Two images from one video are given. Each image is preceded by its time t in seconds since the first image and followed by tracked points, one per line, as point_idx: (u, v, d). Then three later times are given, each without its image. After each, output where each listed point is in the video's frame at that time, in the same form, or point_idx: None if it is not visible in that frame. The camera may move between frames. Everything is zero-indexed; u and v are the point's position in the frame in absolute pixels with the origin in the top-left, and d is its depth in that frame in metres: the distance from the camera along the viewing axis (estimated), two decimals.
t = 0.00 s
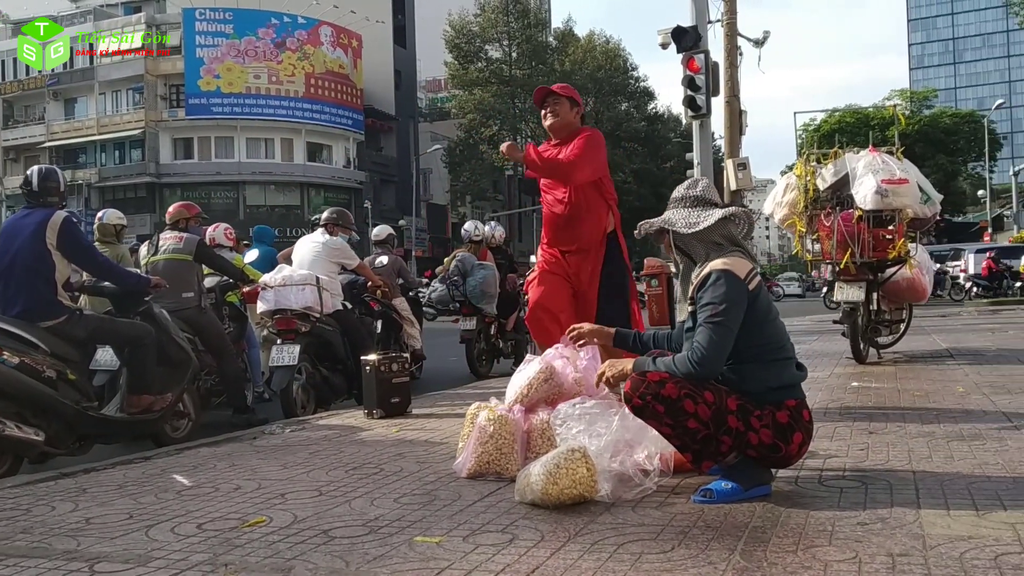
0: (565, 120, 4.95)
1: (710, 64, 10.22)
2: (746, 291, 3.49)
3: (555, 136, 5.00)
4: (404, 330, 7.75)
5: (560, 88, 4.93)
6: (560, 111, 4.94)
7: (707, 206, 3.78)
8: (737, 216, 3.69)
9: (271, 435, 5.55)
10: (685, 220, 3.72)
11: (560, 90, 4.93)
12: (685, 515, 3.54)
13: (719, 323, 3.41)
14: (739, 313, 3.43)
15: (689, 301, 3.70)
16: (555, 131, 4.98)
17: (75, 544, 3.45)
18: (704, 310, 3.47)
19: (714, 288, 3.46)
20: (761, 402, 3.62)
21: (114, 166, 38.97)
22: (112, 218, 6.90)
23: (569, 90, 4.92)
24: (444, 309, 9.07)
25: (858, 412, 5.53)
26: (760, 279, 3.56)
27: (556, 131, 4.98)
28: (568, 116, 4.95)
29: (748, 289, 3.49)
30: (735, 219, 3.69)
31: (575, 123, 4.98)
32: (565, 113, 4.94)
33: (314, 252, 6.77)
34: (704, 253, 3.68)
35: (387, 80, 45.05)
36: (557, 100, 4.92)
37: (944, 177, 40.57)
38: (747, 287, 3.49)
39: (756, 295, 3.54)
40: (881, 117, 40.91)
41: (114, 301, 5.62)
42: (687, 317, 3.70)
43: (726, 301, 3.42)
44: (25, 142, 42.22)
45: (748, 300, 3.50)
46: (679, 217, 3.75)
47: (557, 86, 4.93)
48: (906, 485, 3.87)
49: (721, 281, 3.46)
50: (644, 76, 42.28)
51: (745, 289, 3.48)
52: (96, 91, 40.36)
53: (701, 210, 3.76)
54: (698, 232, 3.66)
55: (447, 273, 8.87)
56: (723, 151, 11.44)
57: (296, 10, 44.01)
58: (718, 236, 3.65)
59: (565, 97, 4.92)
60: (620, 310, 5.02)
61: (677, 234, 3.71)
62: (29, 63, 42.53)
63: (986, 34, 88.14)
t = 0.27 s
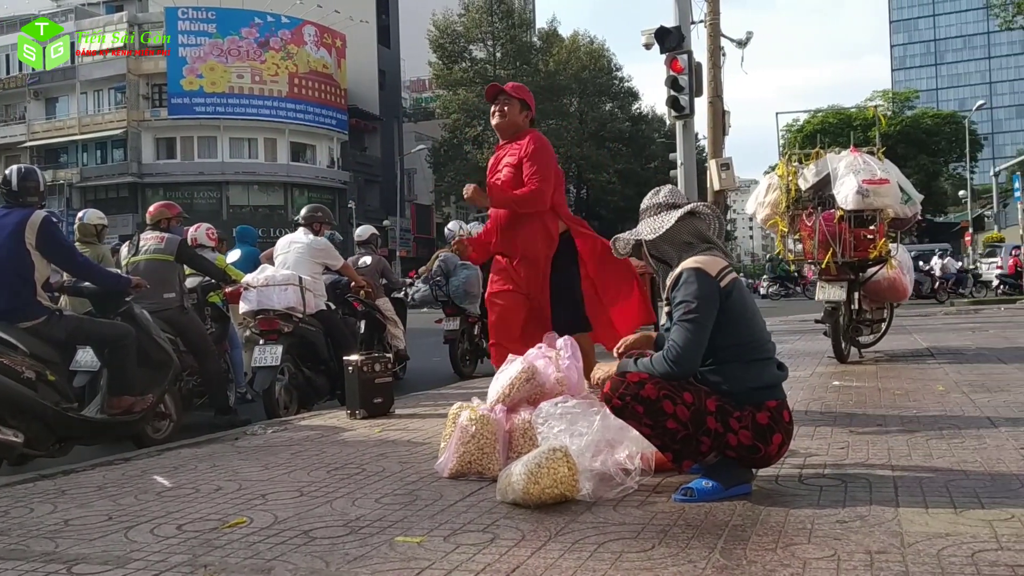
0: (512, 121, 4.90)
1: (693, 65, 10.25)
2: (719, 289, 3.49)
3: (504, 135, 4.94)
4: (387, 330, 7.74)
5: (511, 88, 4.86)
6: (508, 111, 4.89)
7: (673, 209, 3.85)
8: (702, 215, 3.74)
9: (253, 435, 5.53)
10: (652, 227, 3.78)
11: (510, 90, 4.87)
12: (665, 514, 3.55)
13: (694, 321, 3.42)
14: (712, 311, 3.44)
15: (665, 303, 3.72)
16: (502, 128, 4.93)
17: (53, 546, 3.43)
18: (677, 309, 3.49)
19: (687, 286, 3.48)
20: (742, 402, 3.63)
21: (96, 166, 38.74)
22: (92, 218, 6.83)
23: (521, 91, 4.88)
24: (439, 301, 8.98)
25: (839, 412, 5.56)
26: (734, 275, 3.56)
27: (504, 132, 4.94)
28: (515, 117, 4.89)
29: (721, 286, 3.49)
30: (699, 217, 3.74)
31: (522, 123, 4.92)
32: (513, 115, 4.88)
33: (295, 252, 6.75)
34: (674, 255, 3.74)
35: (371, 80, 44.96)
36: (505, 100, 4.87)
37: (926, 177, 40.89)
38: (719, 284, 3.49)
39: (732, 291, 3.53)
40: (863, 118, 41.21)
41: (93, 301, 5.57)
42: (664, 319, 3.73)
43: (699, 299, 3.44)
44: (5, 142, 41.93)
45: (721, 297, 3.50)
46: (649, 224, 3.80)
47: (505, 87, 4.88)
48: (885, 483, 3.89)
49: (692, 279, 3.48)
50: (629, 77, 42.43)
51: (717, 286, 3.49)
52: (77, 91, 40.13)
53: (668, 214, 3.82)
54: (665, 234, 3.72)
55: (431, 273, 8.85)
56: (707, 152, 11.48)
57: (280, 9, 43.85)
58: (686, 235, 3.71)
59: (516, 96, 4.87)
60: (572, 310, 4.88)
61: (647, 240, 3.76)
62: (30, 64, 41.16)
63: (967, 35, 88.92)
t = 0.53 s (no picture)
0: (467, 107, 4.88)
1: (681, 65, 10.28)
2: (705, 288, 3.48)
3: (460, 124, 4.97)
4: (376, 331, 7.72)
5: (466, 70, 4.82)
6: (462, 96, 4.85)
7: (660, 211, 3.88)
8: (690, 216, 3.75)
9: (240, 437, 5.51)
10: (645, 227, 3.76)
11: (466, 72, 4.83)
12: (652, 513, 3.55)
13: (679, 319, 3.43)
14: (697, 309, 3.44)
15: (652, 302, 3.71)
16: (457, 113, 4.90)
17: (37, 549, 3.40)
18: (662, 307, 3.49)
19: (673, 285, 3.49)
20: (729, 401, 3.64)
21: (83, 167, 38.58)
22: (78, 219, 6.78)
23: (475, 75, 4.82)
24: (430, 303, 8.97)
25: (825, 409, 5.59)
26: (721, 273, 3.55)
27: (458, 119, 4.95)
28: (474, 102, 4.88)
29: (707, 285, 3.49)
30: (688, 217, 3.75)
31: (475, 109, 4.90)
32: (467, 100, 4.86)
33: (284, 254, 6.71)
34: (662, 255, 3.74)
35: (359, 80, 44.88)
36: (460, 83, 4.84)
37: (912, 176, 41.14)
38: (704, 283, 3.49)
39: (718, 289, 3.52)
40: (850, 117, 41.44)
41: (80, 303, 5.54)
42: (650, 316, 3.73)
43: (684, 298, 3.44)
44: None
45: (707, 296, 3.49)
46: (637, 226, 3.81)
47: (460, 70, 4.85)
48: (871, 480, 3.90)
49: (678, 278, 3.48)
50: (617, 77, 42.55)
51: (703, 285, 3.48)
52: (64, 92, 39.99)
53: (656, 215, 3.84)
54: (658, 235, 3.71)
55: (419, 274, 8.84)
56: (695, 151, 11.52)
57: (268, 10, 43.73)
58: (677, 235, 3.72)
59: (472, 81, 4.82)
60: (500, 304, 4.71)
61: (638, 241, 3.73)
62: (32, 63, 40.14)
63: (953, 35, 89.49)
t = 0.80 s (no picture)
0: (430, 109, 4.91)
1: (673, 64, 10.29)
2: (703, 285, 3.53)
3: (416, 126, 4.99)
4: (369, 332, 7.70)
5: (424, 70, 4.87)
6: (423, 98, 4.90)
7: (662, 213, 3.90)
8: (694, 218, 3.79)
9: (232, 439, 5.49)
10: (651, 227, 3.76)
11: (423, 73, 4.88)
12: (646, 513, 3.54)
13: (678, 315, 3.48)
14: (694, 306, 3.49)
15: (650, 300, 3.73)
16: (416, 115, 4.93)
17: (27, 551, 3.38)
18: (661, 303, 3.55)
19: (672, 281, 3.54)
20: (723, 399, 3.65)
21: (74, 168, 38.47)
22: (68, 221, 6.74)
23: (434, 75, 4.87)
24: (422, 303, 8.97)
25: (819, 407, 5.60)
26: (719, 272, 3.60)
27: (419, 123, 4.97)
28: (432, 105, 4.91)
29: (705, 282, 3.54)
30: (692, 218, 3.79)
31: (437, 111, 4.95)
32: (428, 101, 4.90)
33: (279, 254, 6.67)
34: (665, 254, 3.76)
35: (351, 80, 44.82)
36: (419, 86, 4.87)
37: (904, 175, 41.32)
38: (703, 280, 3.54)
39: (716, 286, 3.57)
40: (842, 116, 41.59)
41: (70, 304, 5.49)
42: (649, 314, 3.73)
43: (684, 294, 3.49)
44: None
45: (705, 293, 3.54)
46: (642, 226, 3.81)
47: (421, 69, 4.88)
48: (865, 479, 3.90)
49: (680, 275, 3.53)
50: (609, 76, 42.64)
51: (701, 281, 3.53)
52: (54, 92, 39.93)
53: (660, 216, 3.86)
54: (666, 234, 3.72)
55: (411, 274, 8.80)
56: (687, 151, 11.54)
57: (259, 10, 43.62)
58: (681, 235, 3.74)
59: (430, 82, 4.87)
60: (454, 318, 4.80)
61: (645, 240, 3.73)
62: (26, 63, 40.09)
63: (944, 34, 89.84)
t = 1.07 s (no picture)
0: (388, 101, 4.87)
1: (669, 64, 10.31)
2: (691, 289, 3.53)
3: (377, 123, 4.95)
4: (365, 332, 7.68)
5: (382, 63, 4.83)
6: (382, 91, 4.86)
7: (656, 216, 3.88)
8: (688, 221, 3.77)
9: (229, 439, 5.48)
10: (644, 234, 3.78)
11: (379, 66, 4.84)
12: (642, 513, 3.55)
13: (665, 320, 3.50)
14: (681, 312, 3.51)
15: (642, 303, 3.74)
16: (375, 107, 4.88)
17: (23, 553, 3.37)
18: (649, 307, 3.57)
19: (660, 286, 3.55)
20: (719, 399, 3.66)
21: (69, 168, 38.41)
22: (63, 221, 6.72)
23: (391, 67, 4.83)
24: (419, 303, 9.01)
25: (815, 407, 5.61)
26: (710, 275, 3.60)
27: (380, 118, 4.92)
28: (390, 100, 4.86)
29: (693, 286, 3.54)
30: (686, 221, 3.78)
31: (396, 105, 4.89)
32: (386, 94, 4.86)
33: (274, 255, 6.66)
34: (658, 259, 3.78)
35: (346, 80, 44.77)
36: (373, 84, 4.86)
37: (898, 175, 41.47)
38: (690, 283, 3.54)
39: (706, 290, 3.56)
40: (837, 116, 41.75)
41: (65, 305, 5.47)
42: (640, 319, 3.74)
43: (672, 299, 3.51)
44: None
45: (693, 297, 3.54)
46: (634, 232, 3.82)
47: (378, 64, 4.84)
48: (860, 479, 3.91)
49: (668, 279, 3.55)
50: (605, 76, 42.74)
51: (690, 286, 3.54)
52: (49, 92, 39.88)
53: (653, 220, 3.86)
54: (658, 241, 3.74)
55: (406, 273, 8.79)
56: (683, 151, 11.55)
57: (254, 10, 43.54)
58: (674, 239, 3.75)
59: (387, 75, 4.84)
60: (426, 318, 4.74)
61: (638, 248, 3.76)
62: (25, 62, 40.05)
63: (939, 34, 90.23)
